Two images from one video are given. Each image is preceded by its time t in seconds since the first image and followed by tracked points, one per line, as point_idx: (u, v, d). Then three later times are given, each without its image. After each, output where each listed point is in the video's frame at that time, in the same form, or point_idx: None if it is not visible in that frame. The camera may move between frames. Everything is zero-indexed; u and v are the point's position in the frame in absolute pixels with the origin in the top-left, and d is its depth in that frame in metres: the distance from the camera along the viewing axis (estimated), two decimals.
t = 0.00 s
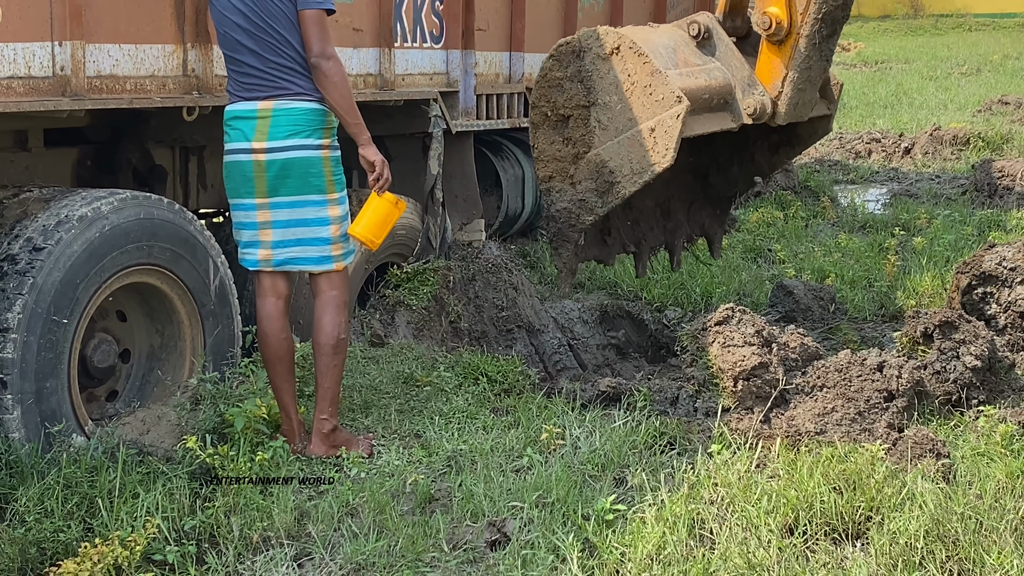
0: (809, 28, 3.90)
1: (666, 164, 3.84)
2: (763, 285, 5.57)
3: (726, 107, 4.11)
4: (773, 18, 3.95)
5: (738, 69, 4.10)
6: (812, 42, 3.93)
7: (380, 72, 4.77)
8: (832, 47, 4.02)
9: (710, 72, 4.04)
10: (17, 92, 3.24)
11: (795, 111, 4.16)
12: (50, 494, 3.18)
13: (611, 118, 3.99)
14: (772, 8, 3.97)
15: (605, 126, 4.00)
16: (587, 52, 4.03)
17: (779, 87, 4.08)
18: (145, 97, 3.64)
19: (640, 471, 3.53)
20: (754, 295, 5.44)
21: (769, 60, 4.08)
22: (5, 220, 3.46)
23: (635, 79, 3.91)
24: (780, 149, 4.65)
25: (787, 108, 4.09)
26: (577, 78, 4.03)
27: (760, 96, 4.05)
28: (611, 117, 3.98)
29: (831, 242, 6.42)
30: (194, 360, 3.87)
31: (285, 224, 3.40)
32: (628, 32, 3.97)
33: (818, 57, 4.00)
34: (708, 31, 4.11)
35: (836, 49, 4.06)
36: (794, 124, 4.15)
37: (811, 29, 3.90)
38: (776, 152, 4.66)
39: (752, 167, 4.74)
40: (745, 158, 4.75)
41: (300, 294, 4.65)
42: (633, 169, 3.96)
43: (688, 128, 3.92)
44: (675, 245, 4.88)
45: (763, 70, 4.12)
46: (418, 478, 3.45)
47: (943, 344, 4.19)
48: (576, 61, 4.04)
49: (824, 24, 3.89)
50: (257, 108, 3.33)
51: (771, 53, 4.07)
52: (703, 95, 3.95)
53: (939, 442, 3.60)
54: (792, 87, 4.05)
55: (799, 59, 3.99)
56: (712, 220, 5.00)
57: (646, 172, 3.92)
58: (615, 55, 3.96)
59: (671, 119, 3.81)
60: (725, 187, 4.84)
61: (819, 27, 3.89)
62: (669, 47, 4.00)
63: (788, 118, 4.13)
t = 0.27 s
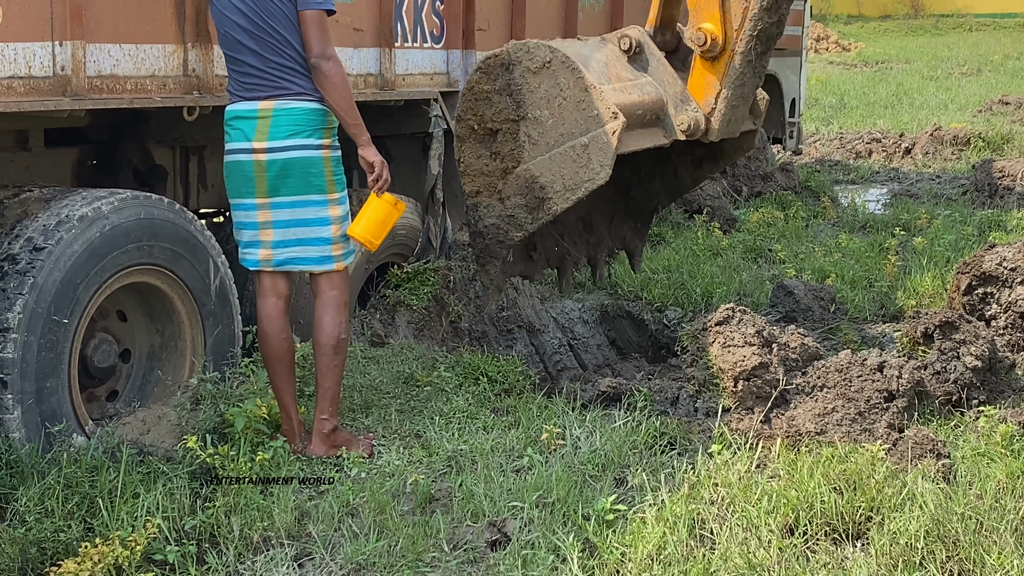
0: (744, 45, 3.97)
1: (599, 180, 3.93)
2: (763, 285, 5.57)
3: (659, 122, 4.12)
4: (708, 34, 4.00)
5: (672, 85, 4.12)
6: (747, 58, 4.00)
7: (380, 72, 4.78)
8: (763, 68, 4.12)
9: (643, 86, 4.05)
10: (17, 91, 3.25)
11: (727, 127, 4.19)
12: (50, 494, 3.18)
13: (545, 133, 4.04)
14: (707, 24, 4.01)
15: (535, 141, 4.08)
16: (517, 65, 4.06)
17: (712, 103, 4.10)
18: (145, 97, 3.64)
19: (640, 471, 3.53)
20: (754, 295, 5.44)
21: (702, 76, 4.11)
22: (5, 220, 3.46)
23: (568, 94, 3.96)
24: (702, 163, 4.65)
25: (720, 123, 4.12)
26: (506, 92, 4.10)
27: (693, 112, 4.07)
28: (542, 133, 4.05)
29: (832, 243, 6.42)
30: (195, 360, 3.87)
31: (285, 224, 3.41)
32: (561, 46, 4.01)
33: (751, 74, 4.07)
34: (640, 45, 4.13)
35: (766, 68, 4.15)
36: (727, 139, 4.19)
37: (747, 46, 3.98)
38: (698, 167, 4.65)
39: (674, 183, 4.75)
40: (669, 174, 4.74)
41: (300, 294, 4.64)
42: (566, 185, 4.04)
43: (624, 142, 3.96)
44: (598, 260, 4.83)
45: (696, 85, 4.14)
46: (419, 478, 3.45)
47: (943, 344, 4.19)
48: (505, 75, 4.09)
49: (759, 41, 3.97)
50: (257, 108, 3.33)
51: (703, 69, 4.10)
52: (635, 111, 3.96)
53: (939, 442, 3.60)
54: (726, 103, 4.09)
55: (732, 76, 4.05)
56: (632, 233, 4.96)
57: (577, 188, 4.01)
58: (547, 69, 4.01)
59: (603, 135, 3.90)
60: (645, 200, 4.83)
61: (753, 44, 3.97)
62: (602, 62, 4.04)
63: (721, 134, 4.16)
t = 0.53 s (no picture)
0: (673, 57, 3.95)
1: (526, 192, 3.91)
2: (767, 286, 5.56)
3: (584, 133, 4.13)
4: (637, 45, 3.96)
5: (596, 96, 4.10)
6: (676, 71, 3.97)
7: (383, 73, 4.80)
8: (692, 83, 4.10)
9: (568, 98, 4.06)
10: (21, 92, 3.25)
11: (655, 140, 4.12)
12: (53, 494, 3.19)
13: (467, 142, 4.01)
14: (636, 36, 3.98)
15: (456, 148, 4.03)
16: (439, 70, 4.00)
17: (638, 115, 4.05)
18: (148, 98, 3.64)
19: (643, 472, 3.53)
20: (757, 296, 5.38)
21: (629, 88, 4.06)
22: (8, 221, 3.46)
23: (495, 102, 3.92)
24: (616, 174, 4.65)
25: (647, 136, 4.07)
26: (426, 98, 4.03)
27: (620, 123, 4.04)
28: (464, 140, 4.01)
29: (835, 244, 6.41)
30: (198, 360, 3.87)
31: (289, 225, 3.40)
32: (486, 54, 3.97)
33: (678, 88, 4.03)
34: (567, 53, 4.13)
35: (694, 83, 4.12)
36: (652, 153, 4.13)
37: (675, 59, 3.95)
38: (613, 176, 4.64)
39: (588, 191, 4.73)
40: (585, 183, 4.72)
41: (303, 294, 4.62)
42: (490, 196, 4.01)
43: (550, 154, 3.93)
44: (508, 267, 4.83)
45: (623, 97, 4.08)
46: (421, 479, 3.45)
47: (946, 345, 4.18)
48: (426, 79, 4.01)
49: (688, 54, 3.96)
50: (261, 108, 3.33)
51: (632, 81, 4.05)
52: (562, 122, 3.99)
53: (941, 443, 3.60)
54: (652, 116, 4.04)
55: (660, 88, 4.00)
56: (542, 240, 4.91)
57: (501, 199, 3.99)
58: (473, 76, 3.96)
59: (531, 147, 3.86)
60: (557, 208, 4.80)
61: (683, 57, 3.95)
62: (526, 70, 4.02)
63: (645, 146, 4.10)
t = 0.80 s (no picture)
0: (628, 60, 4.15)
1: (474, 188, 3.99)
2: (773, 287, 5.55)
3: (536, 130, 4.21)
4: (592, 47, 4.15)
5: (550, 94, 4.21)
6: (630, 74, 4.17)
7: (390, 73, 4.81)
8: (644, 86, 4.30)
9: (523, 95, 4.12)
10: (29, 93, 3.27)
11: (606, 138, 4.32)
12: (61, 493, 3.20)
13: (421, 134, 4.03)
14: (592, 38, 4.17)
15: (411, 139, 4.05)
16: (395, 61, 4.00)
17: (590, 115, 4.24)
18: (156, 99, 3.65)
19: (650, 473, 3.53)
20: (764, 297, 5.34)
21: (582, 88, 4.24)
22: (16, 221, 3.47)
23: (449, 97, 3.94)
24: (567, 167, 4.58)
25: (597, 135, 4.26)
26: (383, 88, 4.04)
27: (572, 123, 4.20)
28: (418, 132, 4.03)
29: (842, 245, 6.41)
30: (205, 360, 3.87)
31: (310, 223, 3.44)
32: (443, 47, 3.97)
33: (631, 91, 4.23)
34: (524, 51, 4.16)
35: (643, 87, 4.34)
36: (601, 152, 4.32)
37: (630, 62, 4.15)
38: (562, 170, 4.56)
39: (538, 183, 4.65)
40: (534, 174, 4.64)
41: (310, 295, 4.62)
42: (440, 189, 4.06)
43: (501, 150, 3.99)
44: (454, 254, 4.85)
45: (575, 95, 4.26)
46: (428, 479, 3.46)
47: (953, 347, 4.18)
48: (382, 69, 4.01)
49: (643, 58, 4.16)
50: (280, 109, 3.33)
51: (586, 81, 4.24)
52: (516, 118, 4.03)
53: (948, 445, 3.59)
54: (604, 116, 4.23)
55: (613, 90, 4.19)
56: (491, 228, 4.87)
57: (452, 191, 4.04)
58: (428, 69, 3.96)
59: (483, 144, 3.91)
60: (507, 197, 4.73)
61: (638, 61, 4.16)
62: (483, 66, 4.02)
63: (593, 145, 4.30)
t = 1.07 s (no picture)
0: (608, 62, 4.36)
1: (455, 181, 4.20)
2: (785, 287, 5.54)
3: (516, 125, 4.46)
4: (573, 48, 4.38)
5: (531, 91, 4.44)
6: (610, 75, 4.39)
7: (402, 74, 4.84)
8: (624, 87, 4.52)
9: (505, 92, 4.35)
10: (42, 92, 3.29)
11: (584, 136, 4.54)
12: (73, 492, 3.21)
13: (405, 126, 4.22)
14: (573, 39, 4.39)
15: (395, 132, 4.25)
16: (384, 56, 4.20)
17: (570, 114, 4.46)
18: (168, 98, 3.66)
19: (660, 473, 3.52)
20: (775, 297, 5.34)
21: (563, 87, 4.46)
22: (29, 220, 3.49)
23: (431, 92, 4.15)
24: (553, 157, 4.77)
25: (576, 134, 4.49)
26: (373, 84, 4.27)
27: (552, 121, 4.43)
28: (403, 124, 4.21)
29: (854, 245, 6.40)
30: (217, 359, 3.88)
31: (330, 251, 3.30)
32: (429, 43, 4.17)
33: (609, 91, 4.44)
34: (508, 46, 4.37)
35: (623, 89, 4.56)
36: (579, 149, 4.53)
37: (610, 63, 4.37)
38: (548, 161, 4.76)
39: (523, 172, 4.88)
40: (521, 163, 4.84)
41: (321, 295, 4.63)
42: (418, 181, 4.24)
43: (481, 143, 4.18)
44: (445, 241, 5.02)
45: (556, 93, 4.48)
46: (439, 479, 3.46)
47: (966, 347, 4.17)
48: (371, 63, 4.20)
49: (621, 61, 4.38)
50: (315, 132, 3.22)
51: (567, 81, 4.45)
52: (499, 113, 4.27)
53: (961, 445, 3.58)
54: (583, 115, 4.44)
55: (593, 90, 4.40)
56: (478, 215, 5.11)
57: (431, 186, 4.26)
58: (411, 63, 4.17)
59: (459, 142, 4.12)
60: (494, 184, 4.98)
61: (617, 63, 4.38)
62: (465, 61, 4.23)
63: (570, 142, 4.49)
